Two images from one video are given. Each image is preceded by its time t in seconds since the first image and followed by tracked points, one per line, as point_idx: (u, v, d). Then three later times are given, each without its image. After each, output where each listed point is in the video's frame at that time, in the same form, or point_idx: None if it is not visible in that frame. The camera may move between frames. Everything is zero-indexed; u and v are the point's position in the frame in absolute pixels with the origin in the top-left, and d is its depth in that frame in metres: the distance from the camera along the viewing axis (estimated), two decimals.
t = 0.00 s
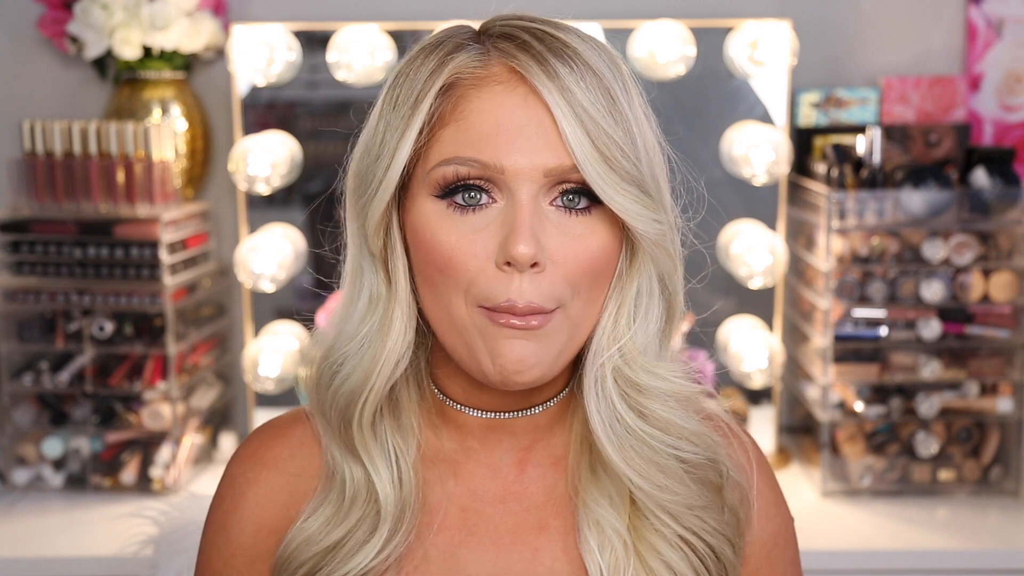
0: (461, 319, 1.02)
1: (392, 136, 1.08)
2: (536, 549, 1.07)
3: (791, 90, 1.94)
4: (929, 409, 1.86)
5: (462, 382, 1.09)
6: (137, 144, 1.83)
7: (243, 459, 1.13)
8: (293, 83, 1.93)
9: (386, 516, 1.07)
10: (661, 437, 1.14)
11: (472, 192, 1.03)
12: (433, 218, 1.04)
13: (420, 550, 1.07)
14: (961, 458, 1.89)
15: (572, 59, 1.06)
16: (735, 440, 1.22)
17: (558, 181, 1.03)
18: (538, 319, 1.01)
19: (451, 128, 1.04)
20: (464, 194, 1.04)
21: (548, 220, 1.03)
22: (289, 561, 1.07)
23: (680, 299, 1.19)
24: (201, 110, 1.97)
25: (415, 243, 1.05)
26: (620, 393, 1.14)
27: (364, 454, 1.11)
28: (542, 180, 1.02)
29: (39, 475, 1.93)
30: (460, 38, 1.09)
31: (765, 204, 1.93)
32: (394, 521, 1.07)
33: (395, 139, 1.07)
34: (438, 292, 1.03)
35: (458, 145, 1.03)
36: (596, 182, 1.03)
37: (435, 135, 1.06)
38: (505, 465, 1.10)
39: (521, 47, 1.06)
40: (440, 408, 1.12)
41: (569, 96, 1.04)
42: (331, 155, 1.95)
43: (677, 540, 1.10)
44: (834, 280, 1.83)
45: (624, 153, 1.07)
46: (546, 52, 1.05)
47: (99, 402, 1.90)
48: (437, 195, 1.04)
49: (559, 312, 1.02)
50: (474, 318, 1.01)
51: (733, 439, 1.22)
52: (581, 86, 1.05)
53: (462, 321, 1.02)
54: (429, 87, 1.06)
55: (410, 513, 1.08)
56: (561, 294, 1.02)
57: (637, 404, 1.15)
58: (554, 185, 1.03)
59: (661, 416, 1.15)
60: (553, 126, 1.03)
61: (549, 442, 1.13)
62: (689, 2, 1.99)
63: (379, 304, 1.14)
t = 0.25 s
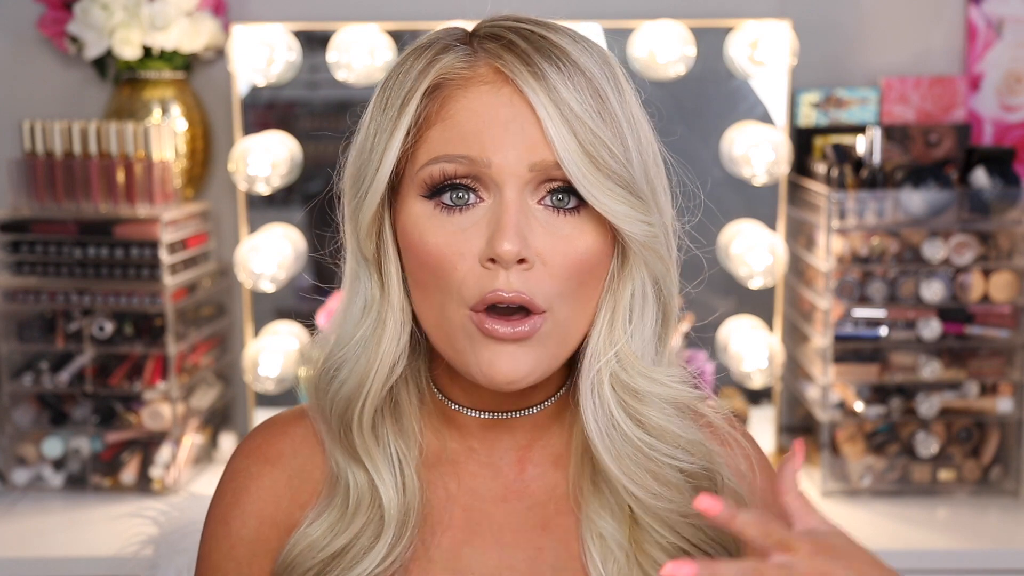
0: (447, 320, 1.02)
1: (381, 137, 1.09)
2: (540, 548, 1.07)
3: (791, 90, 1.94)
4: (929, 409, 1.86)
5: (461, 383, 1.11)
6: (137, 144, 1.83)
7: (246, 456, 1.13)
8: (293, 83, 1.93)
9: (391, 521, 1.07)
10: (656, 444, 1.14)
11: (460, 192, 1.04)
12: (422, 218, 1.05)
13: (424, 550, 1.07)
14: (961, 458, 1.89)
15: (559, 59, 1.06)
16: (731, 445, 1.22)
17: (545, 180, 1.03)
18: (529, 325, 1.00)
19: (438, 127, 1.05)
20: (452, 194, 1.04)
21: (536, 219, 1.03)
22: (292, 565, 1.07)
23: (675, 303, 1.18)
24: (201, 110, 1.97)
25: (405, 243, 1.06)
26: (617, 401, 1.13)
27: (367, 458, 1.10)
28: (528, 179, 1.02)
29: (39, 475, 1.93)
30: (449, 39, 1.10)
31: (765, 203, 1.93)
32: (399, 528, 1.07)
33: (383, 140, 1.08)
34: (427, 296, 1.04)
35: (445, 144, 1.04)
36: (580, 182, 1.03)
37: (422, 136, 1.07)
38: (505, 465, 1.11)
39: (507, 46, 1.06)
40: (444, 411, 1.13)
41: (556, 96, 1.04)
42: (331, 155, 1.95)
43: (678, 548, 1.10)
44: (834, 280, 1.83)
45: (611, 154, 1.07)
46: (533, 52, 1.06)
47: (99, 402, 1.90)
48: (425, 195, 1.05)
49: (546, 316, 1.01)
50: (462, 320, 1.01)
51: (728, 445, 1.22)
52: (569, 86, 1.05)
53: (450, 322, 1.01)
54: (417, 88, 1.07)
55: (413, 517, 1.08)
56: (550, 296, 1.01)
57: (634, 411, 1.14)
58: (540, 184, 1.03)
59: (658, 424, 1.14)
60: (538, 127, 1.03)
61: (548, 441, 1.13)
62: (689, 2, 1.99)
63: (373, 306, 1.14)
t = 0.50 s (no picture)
0: (467, 292, 1.01)
1: (388, 124, 1.10)
2: (549, 539, 1.08)
3: (792, 90, 1.94)
4: (929, 409, 1.86)
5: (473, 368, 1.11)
6: (137, 144, 1.83)
7: (242, 452, 1.14)
8: (294, 83, 1.93)
9: (368, 520, 1.07)
10: (680, 410, 1.17)
11: (474, 166, 1.05)
12: (438, 193, 1.05)
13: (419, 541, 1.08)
14: (961, 458, 1.89)
15: (564, 33, 1.09)
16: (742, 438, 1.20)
17: (561, 147, 1.05)
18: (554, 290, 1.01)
19: (450, 104, 1.07)
20: (467, 168, 1.06)
21: (552, 186, 1.04)
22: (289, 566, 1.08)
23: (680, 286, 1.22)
24: (201, 110, 1.97)
25: (420, 220, 1.06)
26: (638, 368, 1.17)
27: (353, 453, 1.11)
28: (546, 144, 1.04)
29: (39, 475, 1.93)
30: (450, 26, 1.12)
31: (765, 203, 1.93)
32: (376, 525, 1.07)
33: (393, 129, 1.09)
34: (443, 269, 1.04)
35: (458, 118, 1.06)
36: (602, 140, 1.06)
37: (434, 115, 1.08)
38: (510, 456, 1.13)
39: (512, 23, 1.09)
40: (458, 405, 1.13)
41: (567, 64, 1.07)
42: (330, 155, 1.94)
43: (689, 536, 1.11)
44: (834, 280, 1.83)
45: (624, 120, 1.09)
46: (538, 27, 1.09)
47: (99, 402, 1.90)
48: (440, 171, 1.06)
49: (570, 279, 1.02)
50: (483, 287, 1.01)
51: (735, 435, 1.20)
52: (578, 57, 1.08)
53: (470, 292, 1.01)
54: (424, 70, 1.09)
55: (399, 514, 1.08)
56: (574, 259, 1.02)
57: (653, 376, 1.17)
58: (556, 151, 1.05)
59: (675, 387, 1.17)
60: (552, 93, 1.06)
61: (552, 433, 1.15)
62: (689, 2, 1.99)
63: (373, 293, 1.15)
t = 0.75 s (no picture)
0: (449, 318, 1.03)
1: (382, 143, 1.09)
2: (554, 542, 1.08)
3: (792, 90, 1.95)
4: (929, 409, 1.86)
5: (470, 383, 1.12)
6: (137, 144, 1.83)
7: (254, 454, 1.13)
8: (293, 83, 1.93)
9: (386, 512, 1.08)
10: (679, 438, 1.15)
11: (461, 194, 1.05)
12: (423, 221, 1.05)
13: (429, 539, 1.08)
14: (961, 458, 1.89)
15: (558, 57, 1.06)
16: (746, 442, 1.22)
17: (547, 180, 1.04)
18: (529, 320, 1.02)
19: (438, 129, 1.06)
20: (454, 195, 1.05)
21: (538, 220, 1.03)
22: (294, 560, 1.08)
23: (689, 302, 1.20)
24: (201, 110, 1.97)
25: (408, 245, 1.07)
26: (637, 398, 1.15)
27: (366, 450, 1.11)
28: (526, 181, 1.03)
29: (39, 475, 1.93)
30: (448, 41, 1.10)
31: (765, 204, 1.93)
32: (397, 516, 1.08)
33: (387, 145, 1.09)
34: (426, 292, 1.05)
35: (446, 145, 1.05)
36: (585, 178, 1.04)
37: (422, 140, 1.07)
38: (518, 461, 1.12)
39: (505, 47, 1.07)
40: (458, 408, 1.14)
41: (556, 94, 1.04)
42: (331, 155, 1.95)
43: (698, 546, 1.12)
44: (834, 280, 1.83)
45: (616, 150, 1.07)
46: (531, 51, 1.06)
47: (99, 402, 1.90)
48: (427, 196, 1.06)
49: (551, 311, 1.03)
50: (460, 318, 1.03)
51: (744, 446, 1.22)
52: (570, 85, 1.05)
53: (450, 321, 1.03)
54: (417, 90, 1.08)
55: (411, 509, 1.09)
56: (550, 292, 1.03)
57: (653, 406, 1.15)
58: (542, 185, 1.04)
59: (677, 418, 1.15)
60: (539, 125, 1.04)
61: (561, 436, 1.14)
62: (689, 2, 1.99)
63: (378, 305, 1.15)
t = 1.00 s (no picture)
0: (465, 316, 1.04)
1: (384, 149, 1.10)
2: (565, 541, 1.11)
3: (792, 90, 1.95)
4: (929, 409, 1.86)
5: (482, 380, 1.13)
6: (137, 144, 1.83)
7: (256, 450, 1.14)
8: (293, 83, 1.93)
9: (387, 539, 1.09)
10: (681, 428, 1.18)
11: (471, 194, 1.06)
12: (435, 222, 1.06)
13: (442, 542, 1.11)
14: (961, 458, 1.89)
15: (554, 52, 1.08)
16: (753, 428, 1.25)
17: (554, 173, 1.05)
18: (550, 311, 1.03)
19: (441, 131, 1.07)
20: (463, 196, 1.06)
21: (550, 213, 1.05)
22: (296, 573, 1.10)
23: (687, 287, 1.21)
24: (201, 110, 1.97)
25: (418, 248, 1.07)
26: (637, 384, 1.17)
27: (370, 476, 1.12)
28: (536, 172, 1.04)
29: (39, 475, 1.93)
30: (442, 47, 1.11)
31: (765, 204, 1.93)
32: (398, 543, 1.09)
33: (387, 154, 1.10)
34: (440, 295, 1.05)
35: (450, 144, 1.06)
36: (590, 170, 1.06)
37: (425, 143, 1.08)
38: (531, 461, 1.15)
39: (501, 45, 1.08)
40: (475, 408, 1.16)
41: (556, 88, 1.06)
42: (331, 155, 1.95)
43: (702, 545, 1.14)
44: (834, 280, 1.83)
45: (618, 140, 1.09)
46: (527, 48, 1.08)
47: (99, 402, 1.90)
48: (437, 198, 1.07)
49: (572, 299, 1.04)
50: (477, 314, 1.03)
51: (750, 429, 1.24)
52: (568, 78, 1.07)
53: (467, 318, 1.04)
54: (415, 96, 1.09)
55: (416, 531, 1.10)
56: (567, 280, 1.04)
57: (653, 394, 1.18)
58: (551, 177, 1.05)
59: (678, 405, 1.18)
60: (541, 119, 1.05)
61: (569, 437, 1.17)
62: (689, 2, 1.99)
63: (381, 322, 1.16)
